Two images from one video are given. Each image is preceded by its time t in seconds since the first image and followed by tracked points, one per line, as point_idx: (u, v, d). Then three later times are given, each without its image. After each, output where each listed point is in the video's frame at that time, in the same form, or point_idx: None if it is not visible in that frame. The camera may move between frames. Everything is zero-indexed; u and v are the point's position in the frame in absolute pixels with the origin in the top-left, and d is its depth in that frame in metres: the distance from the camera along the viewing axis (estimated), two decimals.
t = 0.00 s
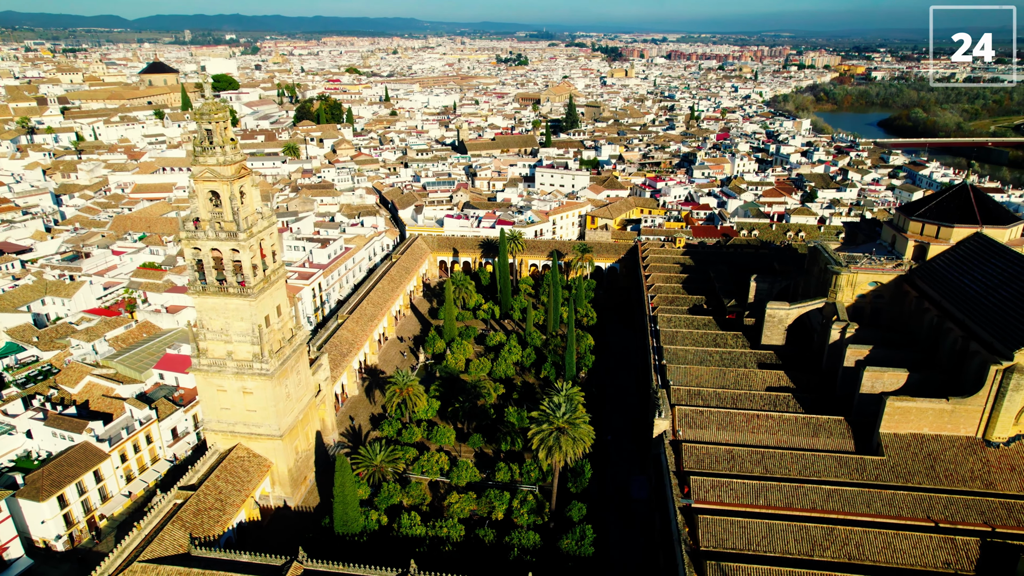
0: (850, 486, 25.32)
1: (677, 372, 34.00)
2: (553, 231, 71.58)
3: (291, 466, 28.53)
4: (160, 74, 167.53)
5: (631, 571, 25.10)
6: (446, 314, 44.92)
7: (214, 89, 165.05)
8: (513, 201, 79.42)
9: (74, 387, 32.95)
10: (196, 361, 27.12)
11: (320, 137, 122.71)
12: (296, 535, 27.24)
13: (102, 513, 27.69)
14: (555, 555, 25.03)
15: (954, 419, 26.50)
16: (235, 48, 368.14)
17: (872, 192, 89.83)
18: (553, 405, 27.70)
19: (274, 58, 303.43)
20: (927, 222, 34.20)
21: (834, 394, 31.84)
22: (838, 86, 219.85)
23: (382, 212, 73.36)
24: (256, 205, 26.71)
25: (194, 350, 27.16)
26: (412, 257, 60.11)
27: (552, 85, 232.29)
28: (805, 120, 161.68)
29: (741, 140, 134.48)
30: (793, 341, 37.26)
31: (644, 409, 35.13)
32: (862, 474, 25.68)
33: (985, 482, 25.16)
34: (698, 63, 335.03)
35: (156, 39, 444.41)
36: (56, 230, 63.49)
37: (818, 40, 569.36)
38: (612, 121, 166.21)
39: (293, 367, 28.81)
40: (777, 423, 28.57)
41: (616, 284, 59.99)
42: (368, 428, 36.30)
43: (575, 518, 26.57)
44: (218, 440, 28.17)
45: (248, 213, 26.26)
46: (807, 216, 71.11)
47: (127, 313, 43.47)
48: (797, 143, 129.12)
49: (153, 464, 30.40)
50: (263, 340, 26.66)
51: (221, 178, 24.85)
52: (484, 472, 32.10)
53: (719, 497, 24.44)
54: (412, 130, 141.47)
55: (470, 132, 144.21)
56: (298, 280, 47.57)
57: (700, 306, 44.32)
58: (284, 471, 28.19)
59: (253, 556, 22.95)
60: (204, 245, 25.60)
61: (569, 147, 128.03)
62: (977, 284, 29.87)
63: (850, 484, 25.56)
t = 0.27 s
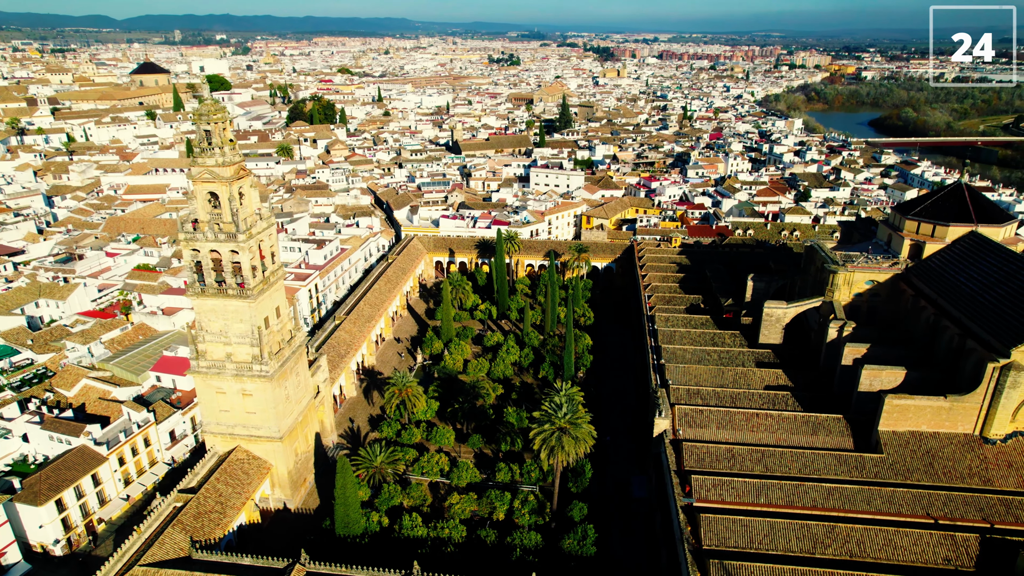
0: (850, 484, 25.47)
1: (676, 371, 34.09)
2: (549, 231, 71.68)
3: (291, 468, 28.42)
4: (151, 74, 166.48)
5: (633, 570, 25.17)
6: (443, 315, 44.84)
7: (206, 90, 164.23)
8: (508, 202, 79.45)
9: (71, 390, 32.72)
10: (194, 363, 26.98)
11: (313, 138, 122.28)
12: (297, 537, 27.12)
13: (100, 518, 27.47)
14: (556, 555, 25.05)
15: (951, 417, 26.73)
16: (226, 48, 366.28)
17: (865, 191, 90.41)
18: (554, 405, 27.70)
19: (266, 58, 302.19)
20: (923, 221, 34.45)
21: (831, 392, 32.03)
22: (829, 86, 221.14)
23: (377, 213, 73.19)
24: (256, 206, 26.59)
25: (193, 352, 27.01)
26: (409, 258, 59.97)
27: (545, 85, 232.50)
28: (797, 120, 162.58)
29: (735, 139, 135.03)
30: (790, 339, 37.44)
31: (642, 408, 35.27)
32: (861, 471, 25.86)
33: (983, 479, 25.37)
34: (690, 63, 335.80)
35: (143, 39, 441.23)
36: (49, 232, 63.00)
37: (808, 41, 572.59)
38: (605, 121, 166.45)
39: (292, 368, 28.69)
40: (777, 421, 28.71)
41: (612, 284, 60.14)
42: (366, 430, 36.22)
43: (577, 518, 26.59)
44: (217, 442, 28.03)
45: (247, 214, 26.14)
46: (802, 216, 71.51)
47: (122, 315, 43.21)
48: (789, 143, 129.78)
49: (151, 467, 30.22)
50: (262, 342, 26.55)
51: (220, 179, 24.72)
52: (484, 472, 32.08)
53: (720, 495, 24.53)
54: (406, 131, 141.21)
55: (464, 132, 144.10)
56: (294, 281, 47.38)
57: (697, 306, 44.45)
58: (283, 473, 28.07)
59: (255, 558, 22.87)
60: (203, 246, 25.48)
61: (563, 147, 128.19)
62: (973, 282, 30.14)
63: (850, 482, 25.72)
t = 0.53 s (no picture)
0: (849, 481, 25.60)
1: (675, 371, 34.18)
2: (544, 231, 71.71)
3: (291, 470, 28.31)
4: (143, 75, 165.38)
5: (635, 570, 25.17)
6: (441, 315, 44.73)
7: (198, 90, 163.27)
8: (503, 202, 79.42)
9: (66, 394, 32.44)
10: (193, 365, 26.81)
11: (307, 139, 121.83)
12: (298, 539, 27.03)
13: (99, 521, 27.29)
14: (558, 556, 25.04)
15: (949, 414, 26.92)
16: (217, 48, 364.47)
17: (858, 190, 90.88)
18: (556, 405, 27.73)
19: (257, 58, 300.80)
20: (918, 220, 34.70)
21: (829, 391, 32.21)
22: (820, 86, 222.32)
23: (372, 213, 72.96)
24: (255, 207, 26.48)
25: (191, 354, 26.85)
26: (405, 258, 59.82)
27: (538, 85, 232.60)
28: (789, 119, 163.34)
29: (728, 139, 135.51)
30: (787, 338, 37.62)
31: (641, 407, 35.37)
32: (861, 469, 25.99)
33: (981, 476, 25.54)
34: (681, 62, 336.75)
35: (133, 39, 438.45)
36: (41, 233, 62.51)
37: (799, 41, 575.36)
38: (598, 121, 166.64)
39: (291, 370, 28.56)
40: (776, 420, 28.83)
41: (608, 284, 60.21)
42: (365, 431, 36.13)
43: (578, 519, 26.58)
44: (216, 445, 27.90)
45: (246, 215, 26.02)
46: (796, 215, 71.81)
47: (117, 317, 42.96)
48: (782, 142, 130.30)
49: (149, 470, 30.05)
50: (262, 343, 26.42)
51: (219, 180, 24.62)
52: (484, 473, 32.04)
53: (722, 494, 24.61)
54: (399, 131, 140.93)
55: (457, 132, 143.91)
56: (291, 282, 47.19)
57: (694, 305, 44.59)
58: (283, 475, 27.95)
59: (257, 561, 22.78)
60: (202, 248, 25.35)
61: (557, 147, 128.25)
62: (969, 280, 30.36)
63: (849, 479, 25.85)
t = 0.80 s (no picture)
0: (849, 479, 25.74)
1: (674, 370, 34.27)
2: (540, 231, 71.75)
3: (291, 472, 28.20)
4: (134, 75, 164.36)
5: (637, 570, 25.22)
6: (438, 315, 44.64)
7: (190, 91, 162.43)
8: (499, 202, 79.40)
9: (62, 397, 32.27)
10: (192, 367, 26.65)
11: (300, 139, 121.40)
12: (299, 542, 26.94)
13: (97, 525, 27.10)
14: (561, 556, 25.07)
15: (947, 412, 27.12)
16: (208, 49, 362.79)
17: (851, 189, 91.37)
18: (558, 405, 27.81)
19: (249, 58, 299.54)
20: (914, 219, 34.91)
21: (827, 389, 32.39)
22: (811, 86, 223.55)
23: (367, 214, 72.77)
24: (254, 208, 26.35)
25: (190, 356, 26.68)
26: (401, 259, 59.68)
27: (531, 85, 232.71)
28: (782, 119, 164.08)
29: (721, 139, 135.97)
30: (785, 337, 37.79)
31: (640, 407, 35.51)
32: (860, 467, 26.13)
33: (979, 472, 25.73)
34: (673, 62, 337.67)
35: (123, 39, 435.95)
36: (34, 235, 62.06)
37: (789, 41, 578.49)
38: (592, 121, 166.85)
39: (291, 372, 28.45)
40: (776, 419, 28.95)
41: (604, 284, 60.29)
42: (364, 432, 36.03)
43: (579, 518, 26.60)
44: (216, 447, 27.76)
45: (245, 216, 25.90)
46: (791, 214, 72.10)
47: (112, 320, 42.69)
48: (775, 141, 130.82)
49: (147, 473, 29.86)
50: (261, 345, 26.29)
51: (218, 181, 24.52)
52: (485, 474, 32.02)
53: (723, 493, 24.70)
54: (393, 131, 140.65)
55: (451, 132, 143.70)
56: (287, 283, 47.00)
57: (691, 304, 44.73)
58: (283, 477, 27.84)
59: (259, 564, 22.68)
60: (201, 249, 25.22)
61: (551, 147, 128.32)
62: (966, 279, 30.56)
63: (849, 477, 25.99)
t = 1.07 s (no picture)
0: (849, 477, 25.88)
1: (673, 369, 34.36)
2: (536, 231, 71.80)
3: (291, 474, 28.09)
4: (125, 76, 163.23)
5: (638, 569, 25.27)
6: (436, 316, 44.56)
7: (182, 91, 161.46)
8: (494, 202, 79.36)
9: (58, 400, 32.01)
10: (191, 369, 26.49)
11: (293, 140, 120.95)
12: (299, 544, 26.84)
13: (96, 529, 26.90)
14: (563, 556, 25.09)
15: (944, 409, 27.31)
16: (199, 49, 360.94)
17: (844, 188, 91.87)
18: (560, 405, 27.86)
19: (240, 59, 298.10)
20: (910, 217, 35.14)
21: (825, 387, 32.57)
22: (803, 85, 224.72)
23: (362, 214, 72.56)
24: (253, 210, 26.25)
25: (189, 358, 26.53)
26: (397, 259, 59.55)
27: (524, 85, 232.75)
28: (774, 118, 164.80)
29: (714, 138, 136.38)
30: (782, 336, 37.96)
31: (638, 406, 35.63)
32: (859, 465, 26.29)
33: (977, 469, 25.92)
34: (666, 62, 338.50)
35: (112, 39, 433.34)
36: (26, 237, 61.51)
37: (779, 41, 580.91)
38: (585, 120, 167.01)
39: (290, 373, 28.34)
40: (775, 417, 29.07)
41: (601, 283, 60.40)
42: (363, 434, 35.92)
43: (580, 518, 26.62)
44: (215, 449, 27.61)
45: (244, 217, 25.79)
46: (785, 213, 72.42)
47: (107, 322, 42.40)
48: (768, 141, 131.34)
49: (145, 476, 29.69)
50: (261, 347, 26.16)
51: (217, 182, 24.41)
52: (484, 474, 32.00)
53: (724, 491, 24.78)
54: (387, 132, 140.30)
55: (445, 133, 143.48)
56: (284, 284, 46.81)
57: (688, 304, 44.87)
58: (283, 480, 27.75)
59: (261, 567, 22.58)
60: (200, 251, 25.11)
61: (545, 147, 128.35)
62: (962, 277, 30.79)
63: (848, 475, 26.12)
